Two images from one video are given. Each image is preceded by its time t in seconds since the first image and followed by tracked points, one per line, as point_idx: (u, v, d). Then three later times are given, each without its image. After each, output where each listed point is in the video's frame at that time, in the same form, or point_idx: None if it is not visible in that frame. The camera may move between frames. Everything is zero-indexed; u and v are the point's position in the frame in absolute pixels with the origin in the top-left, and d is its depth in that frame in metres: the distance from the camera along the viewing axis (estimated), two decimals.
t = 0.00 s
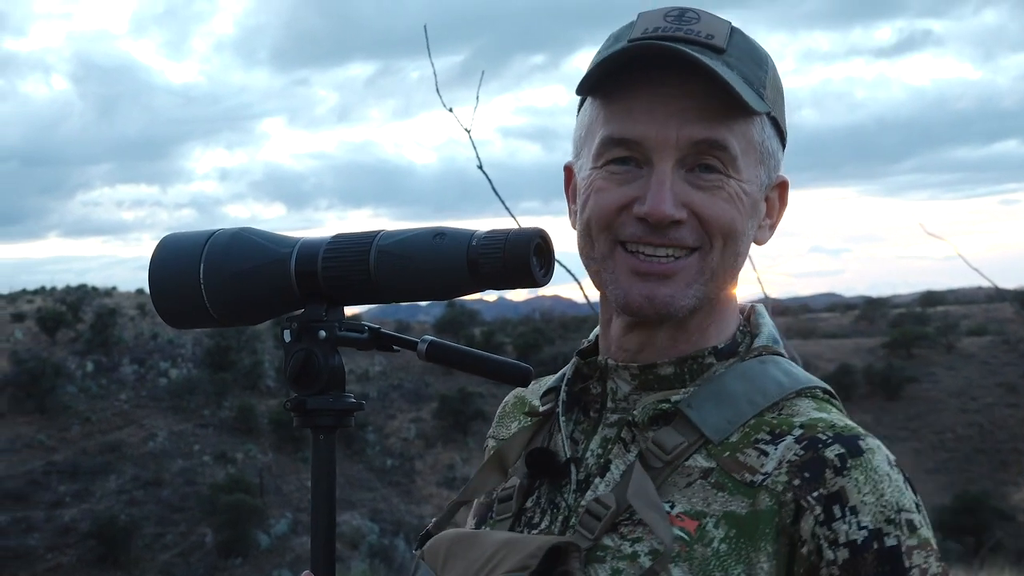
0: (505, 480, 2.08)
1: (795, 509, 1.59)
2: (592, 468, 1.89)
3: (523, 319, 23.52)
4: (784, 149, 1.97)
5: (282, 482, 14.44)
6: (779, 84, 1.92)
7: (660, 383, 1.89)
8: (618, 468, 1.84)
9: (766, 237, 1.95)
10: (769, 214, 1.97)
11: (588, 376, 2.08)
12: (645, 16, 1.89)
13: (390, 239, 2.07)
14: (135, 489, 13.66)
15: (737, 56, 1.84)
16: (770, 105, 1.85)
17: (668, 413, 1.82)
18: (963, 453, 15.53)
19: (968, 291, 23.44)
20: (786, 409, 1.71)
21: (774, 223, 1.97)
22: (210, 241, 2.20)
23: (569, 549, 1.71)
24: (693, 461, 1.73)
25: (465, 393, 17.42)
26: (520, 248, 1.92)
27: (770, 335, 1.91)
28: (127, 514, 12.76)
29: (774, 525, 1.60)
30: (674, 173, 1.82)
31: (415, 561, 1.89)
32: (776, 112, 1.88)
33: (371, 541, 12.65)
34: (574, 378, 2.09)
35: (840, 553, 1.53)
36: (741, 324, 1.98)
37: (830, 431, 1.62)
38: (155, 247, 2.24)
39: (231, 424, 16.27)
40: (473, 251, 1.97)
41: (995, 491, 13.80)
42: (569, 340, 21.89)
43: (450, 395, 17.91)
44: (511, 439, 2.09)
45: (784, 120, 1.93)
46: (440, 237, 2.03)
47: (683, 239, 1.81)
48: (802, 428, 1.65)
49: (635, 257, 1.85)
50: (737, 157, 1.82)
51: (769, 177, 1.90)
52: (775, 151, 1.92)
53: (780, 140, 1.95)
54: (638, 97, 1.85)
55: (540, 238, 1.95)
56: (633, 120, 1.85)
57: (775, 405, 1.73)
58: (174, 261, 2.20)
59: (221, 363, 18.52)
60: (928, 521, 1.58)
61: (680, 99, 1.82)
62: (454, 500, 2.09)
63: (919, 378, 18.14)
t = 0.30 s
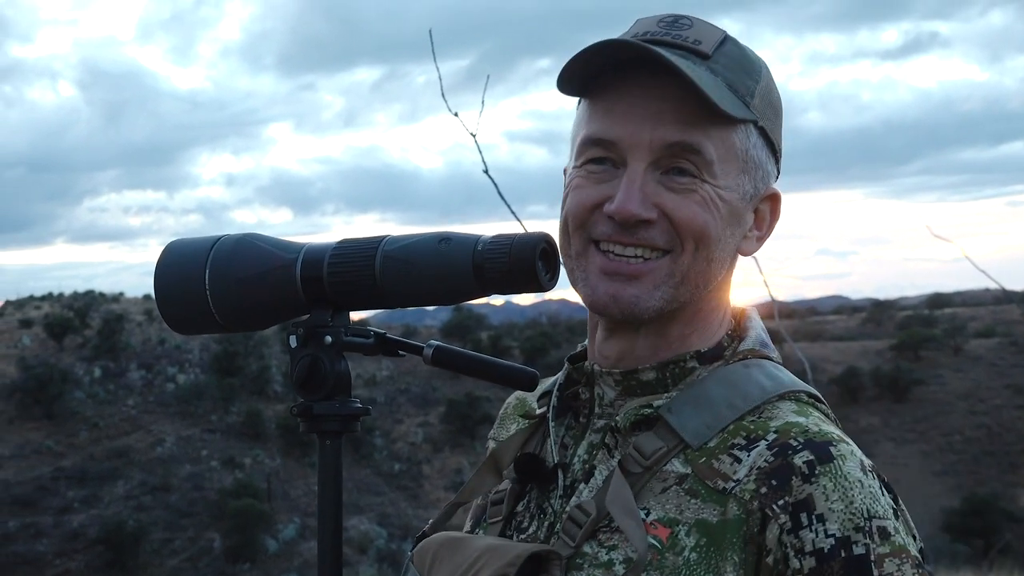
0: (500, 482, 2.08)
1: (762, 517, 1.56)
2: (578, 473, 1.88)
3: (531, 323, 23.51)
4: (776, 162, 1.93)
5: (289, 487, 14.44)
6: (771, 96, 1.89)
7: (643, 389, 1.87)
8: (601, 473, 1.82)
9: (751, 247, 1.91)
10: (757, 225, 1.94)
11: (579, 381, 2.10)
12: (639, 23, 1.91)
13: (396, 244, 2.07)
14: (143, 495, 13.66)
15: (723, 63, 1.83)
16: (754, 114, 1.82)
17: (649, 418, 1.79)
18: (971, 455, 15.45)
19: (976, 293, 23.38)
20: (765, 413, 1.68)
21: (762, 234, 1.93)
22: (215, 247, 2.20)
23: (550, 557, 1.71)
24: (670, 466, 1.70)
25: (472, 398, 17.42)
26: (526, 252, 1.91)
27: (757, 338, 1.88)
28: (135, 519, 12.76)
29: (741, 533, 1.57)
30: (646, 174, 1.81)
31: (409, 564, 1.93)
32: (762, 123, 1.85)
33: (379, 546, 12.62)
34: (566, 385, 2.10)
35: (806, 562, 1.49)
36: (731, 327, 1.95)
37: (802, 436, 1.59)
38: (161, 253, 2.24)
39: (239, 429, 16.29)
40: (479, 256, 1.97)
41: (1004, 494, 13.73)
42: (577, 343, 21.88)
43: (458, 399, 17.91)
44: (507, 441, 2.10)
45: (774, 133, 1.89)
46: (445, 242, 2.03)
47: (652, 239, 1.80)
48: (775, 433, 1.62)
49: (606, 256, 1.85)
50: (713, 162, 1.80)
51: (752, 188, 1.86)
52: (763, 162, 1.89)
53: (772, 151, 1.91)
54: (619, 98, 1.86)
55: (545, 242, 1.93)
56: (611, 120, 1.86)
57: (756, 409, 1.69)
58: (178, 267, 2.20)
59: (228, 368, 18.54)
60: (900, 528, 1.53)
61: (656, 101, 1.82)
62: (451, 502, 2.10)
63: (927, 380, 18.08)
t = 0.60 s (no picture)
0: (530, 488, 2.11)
1: (721, 514, 1.53)
2: (582, 477, 1.87)
3: (540, 327, 23.49)
4: (775, 171, 1.90)
5: (299, 492, 14.45)
6: (768, 104, 1.86)
7: (642, 392, 1.84)
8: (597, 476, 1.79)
9: (751, 257, 1.88)
10: (759, 236, 1.90)
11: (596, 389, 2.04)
12: (632, 37, 1.94)
13: (405, 249, 2.05)
14: (153, 499, 13.68)
15: (712, 73, 1.82)
16: (746, 122, 1.79)
17: (643, 420, 1.77)
18: (982, 460, 15.35)
19: (986, 297, 23.29)
20: (751, 412, 1.64)
21: (765, 243, 1.90)
22: (226, 251, 2.19)
23: (538, 558, 1.73)
24: (653, 466, 1.68)
25: (481, 402, 17.43)
26: (533, 257, 1.91)
27: (764, 343, 1.85)
28: (144, 523, 12.77)
29: (702, 530, 1.54)
30: (633, 186, 1.80)
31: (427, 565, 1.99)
32: (756, 130, 1.82)
33: (389, 550, 12.58)
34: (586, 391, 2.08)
35: (762, 557, 1.44)
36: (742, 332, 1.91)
37: (772, 433, 1.55)
38: (171, 257, 2.23)
39: (249, 434, 16.32)
40: (486, 261, 1.96)
41: (1015, 500, 13.65)
42: (586, 348, 21.87)
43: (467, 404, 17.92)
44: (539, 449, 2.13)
45: (772, 140, 1.86)
46: (454, 247, 2.01)
47: (641, 252, 1.78)
48: (751, 431, 1.59)
49: (597, 272, 1.85)
50: (700, 173, 1.77)
51: (747, 198, 1.83)
52: (759, 170, 1.85)
53: (771, 160, 1.88)
54: (608, 111, 1.86)
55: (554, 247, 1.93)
56: (600, 134, 1.86)
57: (744, 408, 1.65)
58: (188, 271, 2.18)
59: (238, 373, 18.60)
60: (873, 525, 1.43)
61: (642, 114, 1.81)
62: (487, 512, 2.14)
63: (937, 384, 17.99)
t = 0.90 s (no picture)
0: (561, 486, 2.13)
1: (723, 517, 1.53)
2: (602, 478, 1.89)
3: (542, 328, 23.47)
4: (786, 160, 1.88)
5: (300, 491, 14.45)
6: (769, 92, 1.85)
7: (662, 394, 1.84)
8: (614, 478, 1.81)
9: (764, 248, 1.86)
10: (772, 228, 1.88)
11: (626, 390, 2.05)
12: (631, 41, 1.97)
13: (406, 249, 2.05)
14: (154, 498, 13.67)
15: (707, 66, 1.83)
16: (744, 112, 1.79)
17: (660, 422, 1.78)
18: (983, 461, 15.29)
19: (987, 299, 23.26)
20: (766, 417, 1.62)
21: (780, 234, 1.89)
22: (226, 251, 2.18)
23: (553, 558, 1.78)
24: (667, 470, 1.69)
25: (483, 403, 17.42)
26: (535, 256, 1.89)
27: (789, 345, 1.82)
28: (145, 523, 12.75)
29: (702, 532, 1.54)
30: (635, 184, 1.82)
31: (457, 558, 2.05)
32: (757, 119, 1.81)
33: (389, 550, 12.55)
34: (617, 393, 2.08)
35: (757, 560, 1.43)
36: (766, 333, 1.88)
37: (781, 437, 1.53)
38: (174, 255, 2.22)
39: (250, 433, 16.32)
40: (488, 261, 1.94)
41: (1015, 502, 13.61)
42: (588, 350, 21.89)
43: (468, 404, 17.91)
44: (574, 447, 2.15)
45: (777, 128, 1.85)
46: (456, 247, 2.00)
47: (645, 248, 1.79)
48: (762, 435, 1.57)
49: (608, 272, 1.86)
50: (699, 165, 1.78)
51: (753, 188, 1.82)
52: (765, 160, 1.84)
53: (777, 149, 1.86)
54: (607, 113, 1.89)
55: (554, 246, 1.90)
56: (602, 137, 1.89)
57: (760, 413, 1.63)
58: (191, 270, 2.18)
59: (239, 372, 18.61)
60: (876, 536, 1.40)
61: (641, 111, 1.83)
62: (521, 508, 2.16)
63: (939, 386, 17.96)
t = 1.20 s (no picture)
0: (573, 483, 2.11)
1: (785, 517, 1.53)
2: (630, 475, 1.87)
3: (541, 324, 23.48)
4: (797, 147, 1.86)
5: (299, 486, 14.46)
6: (772, 78, 1.83)
7: (695, 391, 1.83)
8: (648, 474, 1.80)
9: (779, 236, 1.84)
10: (787, 216, 1.86)
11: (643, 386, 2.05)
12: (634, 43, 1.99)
13: (408, 243, 2.04)
14: (153, 493, 13.68)
15: (705, 57, 1.83)
16: (745, 99, 1.78)
17: (697, 420, 1.76)
18: (982, 459, 15.26)
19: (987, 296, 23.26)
20: (810, 415, 1.62)
21: (794, 222, 1.86)
22: (228, 246, 2.18)
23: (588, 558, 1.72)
24: (710, 467, 1.67)
25: (482, 398, 17.42)
26: (535, 254, 1.88)
27: (819, 343, 1.82)
28: (145, 517, 12.75)
29: (763, 533, 1.54)
30: (640, 180, 1.83)
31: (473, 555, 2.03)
32: (759, 105, 1.80)
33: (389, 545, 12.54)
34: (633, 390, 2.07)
35: (825, 560, 1.45)
36: (793, 331, 1.89)
37: (837, 436, 1.54)
38: (174, 250, 2.22)
39: (249, 428, 16.33)
40: (489, 257, 1.94)
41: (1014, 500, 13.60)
42: (587, 347, 21.92)
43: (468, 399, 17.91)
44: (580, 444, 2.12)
45: (782, 114, 1.83)
46: (456, 242, 2.00)
47: (651, 242, 1.79)
48: (814, 434, 1.57)
49: (620, 271, 1.87)
50: (699, 156, 1.78)
51: (760, 175, 1.81)
52: (773, 146, 1.82)
53: (786, 135, 1.84)
54: (610, 113, 1.91)
55: (555, 242, 1.90)
56: (607, 136, 1.91)
57: (803, 411, 1.64)
58: (191, 265, 2.18)
59: (239, 367, 18.62)
60: (937, 534, 1.43)
61: (641, 107, 1.85)
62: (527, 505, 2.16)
63: (938, 383, 17.97)
